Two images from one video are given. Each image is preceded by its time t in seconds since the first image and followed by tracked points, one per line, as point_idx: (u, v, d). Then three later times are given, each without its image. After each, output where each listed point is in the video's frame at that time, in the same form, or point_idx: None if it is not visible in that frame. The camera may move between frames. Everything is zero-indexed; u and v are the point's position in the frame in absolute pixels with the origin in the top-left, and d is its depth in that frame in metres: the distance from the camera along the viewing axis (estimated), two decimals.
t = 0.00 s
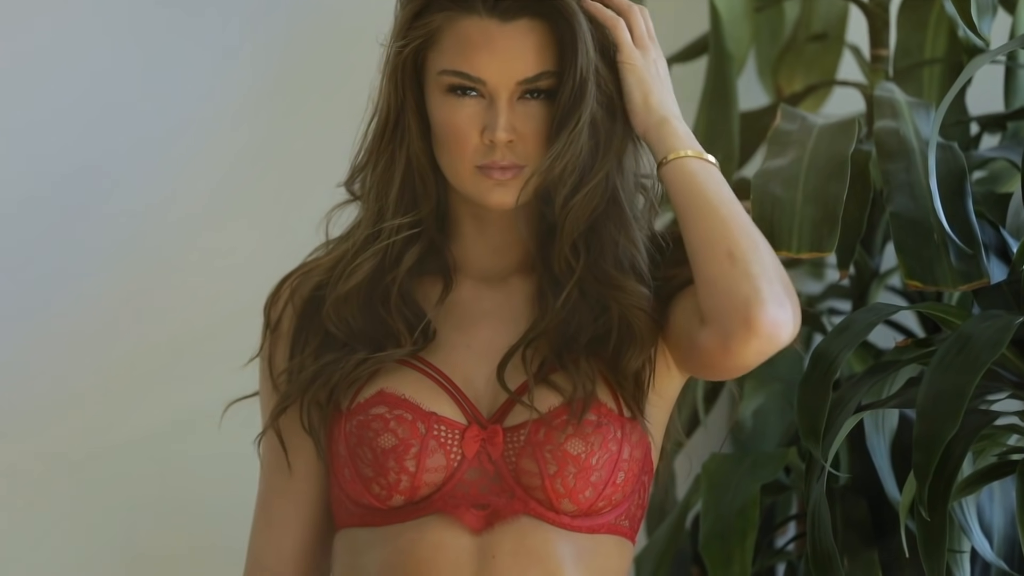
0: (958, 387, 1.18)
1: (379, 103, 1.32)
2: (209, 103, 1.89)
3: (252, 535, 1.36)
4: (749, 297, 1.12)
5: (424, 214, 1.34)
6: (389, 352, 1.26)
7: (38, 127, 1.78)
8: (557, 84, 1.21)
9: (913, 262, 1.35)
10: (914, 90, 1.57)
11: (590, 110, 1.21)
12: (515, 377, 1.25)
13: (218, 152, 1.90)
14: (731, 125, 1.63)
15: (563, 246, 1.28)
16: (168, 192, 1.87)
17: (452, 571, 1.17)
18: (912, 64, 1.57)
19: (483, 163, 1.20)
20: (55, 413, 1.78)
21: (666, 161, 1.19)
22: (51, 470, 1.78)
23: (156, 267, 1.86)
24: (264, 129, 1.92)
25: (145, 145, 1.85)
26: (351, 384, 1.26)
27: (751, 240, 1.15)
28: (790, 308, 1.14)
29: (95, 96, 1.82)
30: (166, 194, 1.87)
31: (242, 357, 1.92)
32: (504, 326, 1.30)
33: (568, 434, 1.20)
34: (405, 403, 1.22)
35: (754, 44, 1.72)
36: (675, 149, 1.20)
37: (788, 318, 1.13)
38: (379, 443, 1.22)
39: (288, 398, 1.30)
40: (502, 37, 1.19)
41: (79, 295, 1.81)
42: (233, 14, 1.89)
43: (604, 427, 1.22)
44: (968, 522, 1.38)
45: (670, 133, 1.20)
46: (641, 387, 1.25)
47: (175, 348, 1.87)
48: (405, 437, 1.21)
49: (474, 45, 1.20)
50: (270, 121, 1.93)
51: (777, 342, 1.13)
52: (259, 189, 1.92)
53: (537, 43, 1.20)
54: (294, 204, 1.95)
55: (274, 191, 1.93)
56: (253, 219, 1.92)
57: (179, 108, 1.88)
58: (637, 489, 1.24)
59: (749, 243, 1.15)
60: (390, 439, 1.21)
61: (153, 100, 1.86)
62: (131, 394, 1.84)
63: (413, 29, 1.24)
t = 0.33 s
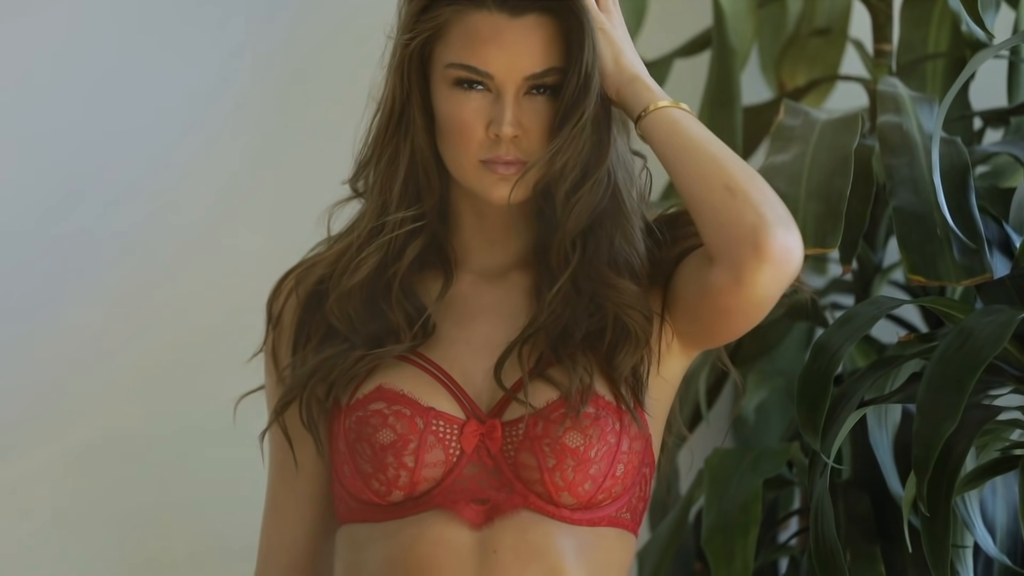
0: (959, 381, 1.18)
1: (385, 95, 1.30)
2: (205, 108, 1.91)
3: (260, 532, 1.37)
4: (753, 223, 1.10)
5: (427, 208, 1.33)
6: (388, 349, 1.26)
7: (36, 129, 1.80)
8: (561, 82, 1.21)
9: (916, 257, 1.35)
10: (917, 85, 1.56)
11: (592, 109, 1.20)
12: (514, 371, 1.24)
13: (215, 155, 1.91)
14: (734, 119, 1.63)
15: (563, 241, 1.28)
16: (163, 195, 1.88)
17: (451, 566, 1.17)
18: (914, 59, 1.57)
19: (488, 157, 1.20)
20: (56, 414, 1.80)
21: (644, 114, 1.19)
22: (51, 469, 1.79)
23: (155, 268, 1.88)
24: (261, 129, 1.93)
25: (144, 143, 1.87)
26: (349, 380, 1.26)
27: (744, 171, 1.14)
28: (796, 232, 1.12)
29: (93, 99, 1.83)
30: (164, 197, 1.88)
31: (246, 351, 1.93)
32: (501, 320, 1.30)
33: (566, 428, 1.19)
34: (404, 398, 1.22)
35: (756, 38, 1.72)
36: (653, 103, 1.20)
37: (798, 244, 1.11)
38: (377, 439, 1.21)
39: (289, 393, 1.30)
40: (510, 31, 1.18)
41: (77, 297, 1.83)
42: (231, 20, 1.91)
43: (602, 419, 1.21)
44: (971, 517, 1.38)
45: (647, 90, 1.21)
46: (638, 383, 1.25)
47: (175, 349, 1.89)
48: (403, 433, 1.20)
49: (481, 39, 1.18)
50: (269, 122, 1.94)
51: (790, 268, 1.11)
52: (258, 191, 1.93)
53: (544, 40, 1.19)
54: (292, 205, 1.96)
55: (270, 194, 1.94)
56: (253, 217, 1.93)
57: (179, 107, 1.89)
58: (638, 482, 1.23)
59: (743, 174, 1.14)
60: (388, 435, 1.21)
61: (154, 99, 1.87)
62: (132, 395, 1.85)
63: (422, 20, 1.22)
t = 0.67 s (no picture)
0: (959, 376, 1.18)
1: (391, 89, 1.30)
2: (204, 112, 1.91)
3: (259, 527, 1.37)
4: (753, 182, 1.10)
5: (429, 203, 1.31)
6: (387, 345, 1.25)
7: (37, 126, 1.80)
8: (571, 79, 1.21)
9: (919, 252, 1.35)
10: (920, 80, 1.56)
11: (607, 102, 1.21)
12: (513, 365, 1.24)
13: (213, 158, 1.92)
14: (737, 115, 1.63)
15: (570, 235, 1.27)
16: (161, 196, 1.88)
17: (451, 560, 1.17)
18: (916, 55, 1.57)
19: (492, 152, 1.19)
20: (59, 415, 1.81)
21: (640, 77, 1.20)
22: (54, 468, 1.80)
23: (154, 267, 1.88)
24: (259, 130, 1.94)
25: (145, 142, 1.87)
26: (348, 375, 1.25)
27: (744, 132, 1.15)
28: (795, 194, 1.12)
29: (95, 100, 1.83)
30: (163, 199, 1.88)
31: (244, 351, 1.93)
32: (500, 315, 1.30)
33: (563, 421, 1.19)
34: (401, 394, 1.22)
35: (758, 34, 1.72)
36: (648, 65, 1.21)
37: (797, 204, 1.11)
38: (375, 435, 1.21)
39: (290, 389, 1.30)
40: (518, 26, 1.18)
41: (76, 297, 1.83)
42: (232, 26, 1.91)
43: (599, 412, 1.20)
44: (972, 512, 1.38)
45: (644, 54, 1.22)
46: (636, 376, 1.24)
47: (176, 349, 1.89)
48: (401, 428, 1.20)
49: (489, 33, 1.18)
50: (269, 122, 1.94)
51: (789, 229, 1.10)
52: (258, 192, 1.94)
53: (550, 35, 1.18)
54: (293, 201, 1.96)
55: (266, 197, 1.94)
56: (249, 217, 1.93)
57: (181, 106, 1.89)
58: (638, 474, 1.23)
59: (742, 135, 1.14)
60: (387, 431, 1.20)
61: (155, 97, 1.88)
62: (133, 396, 1.86)
63: (427, 16, 1.23)
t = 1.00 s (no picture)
0: (960, 372, 1.18)
1: (392, 85, 1.29)
2: (204, 112, 1.90)
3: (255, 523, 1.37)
4: (751, 160, 1.11)
5: (432, 198, 1.31)
6: (388, 341, 1.25)
7: (36, 125, 1.79)
8: (575, 73, 1.21)
9: (921, 248, 1.35)
10: (922, 75, 1.57)
11: (614, 94, 1.20)
12: (518, 357, 1.24)
13: (213, 158, 1.91)
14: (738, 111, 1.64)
15: (581, 228, 1.26)
16: (160, 194, 1.88)
17: (452, 555, 1.16)
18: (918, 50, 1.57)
19: (495, 146, 1.18)
20: (58, 414, 1.81)
21: (635, 56, 1.21)
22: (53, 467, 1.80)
23: (154, 265, 1.88)
24: (258, 130, 1.94)
25: (144, 139, 1.87)
26: (349, 371, 1.25)
27: (740, 109, 1.15)
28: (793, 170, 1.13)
29: (95, 99, 1.83)
30: (163, 197, 1.88)
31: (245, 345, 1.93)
32: (500, 311, 1.29)
33: (565, 415, 1.18)
34: (403, 390, 1.21)
35: (761, 29, 1.73)
36: (641, 42, 1.21)
37: (795, 182, 1.12)
38: (377, 431, 1.21)
39: (291, 383, 1.29)
40: (521, 20, 1.18)
41: (76, 295, 1.83)
42: (232, 27, 1.91)
43: (600, 407, 1.19)
44: (975, 507, 1.37)
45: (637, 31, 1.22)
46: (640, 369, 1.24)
47: (179, 345, 1.89)
48: (403, 424, 1.20)
49: (493, 26, 1.18)
50: (269, 119, 1.94)
51: (788, 207, 1.11)
52: (257, 190, 1.94)
53: (553, 30, 1.18)
54: (296, 195, 1.96)
55: (263, 194, 1.94)
56: (247, 213, 1.93)
57: (180, 104, 1.89)
58: (639, 469, 1.22)
59: (738, 113, 1.15)
60: (389, 427, 1.20)
61: (153, 94, 1.87)
62: (132, 394, 1.86)
63: (430, 11, 1.23)
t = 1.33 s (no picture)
0: (962, 366, 1.18)
1: (396, 78, 1.29)
2: (206, 108, 1.90)
3: (252, 519, 1.35)
4: (751, 145, 1.11)
5: (433, 190, 1.31)
6: (390, 336, 1.25)
7: (36, 119, 1.81)
8: (579, 65, 1.20)
9: (924, 243, 1.34)
10: (924, 70, 1.57)
11: (615, 85, 1.21)
12: (527, 348, 1.23)
13: (215, 154, 1.91)
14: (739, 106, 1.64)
15: (589, 219, 1.26)
16: (161, 190, 1.88)
17: (455, 551, 1.16)
18: (920, 44, 1.57)
19: (501, 138, 1.18)
20: (58, 409, 1.81)
21: (632, 40, 1.20)
22: (54, 464, 1.81)
23: (155, 262, 1.88)
24: (259, 126, 1.93)
25: (144, 137, 1.87)
26: (351, 366, 1.24)
27: (738, 92, 1.15)
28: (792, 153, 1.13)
29: (95, 94, 1.84)
30: (164, 195, 1.88)
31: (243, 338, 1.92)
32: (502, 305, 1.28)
33: (568, 410, 1.18)
34: (405, 385, 1.21)
35: (763, 23, 1.72)
36: (637, 25, 1.20)
37: (795, 165, 1.12)
38: (380, 427, 1.20)
39: (294, 377, 1.29)
40: (528, 11, 1.17)
41: (77, 292, 1.84)
42: (235, 23, 1.91)
43: (603, 401, 1.19)
44: (977, 502, 1.37)
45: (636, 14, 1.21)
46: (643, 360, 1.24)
47: (180, 340, 1.89)
48: (406, 420, 1.19)
49: (500, 19, 1.17)
50: (269, 115, 1.93)
51: (789, 191, 1.11)
52: (257, 184, 1.93)
53: (559, 22, 1.17)
54: (296, 191, 1.95)
55: (263, 189, 1.93)
56: (246, 210, 1.93)
57: (180, 101, 1.89)
58: (642, 463, 1.22)
59: (737, 95, 1.15)
60: (392, 423, 1.19)
61: (153, 92, 1.87)
62: (132, 390, 1.86)
63: (436, 4, 1.22)
